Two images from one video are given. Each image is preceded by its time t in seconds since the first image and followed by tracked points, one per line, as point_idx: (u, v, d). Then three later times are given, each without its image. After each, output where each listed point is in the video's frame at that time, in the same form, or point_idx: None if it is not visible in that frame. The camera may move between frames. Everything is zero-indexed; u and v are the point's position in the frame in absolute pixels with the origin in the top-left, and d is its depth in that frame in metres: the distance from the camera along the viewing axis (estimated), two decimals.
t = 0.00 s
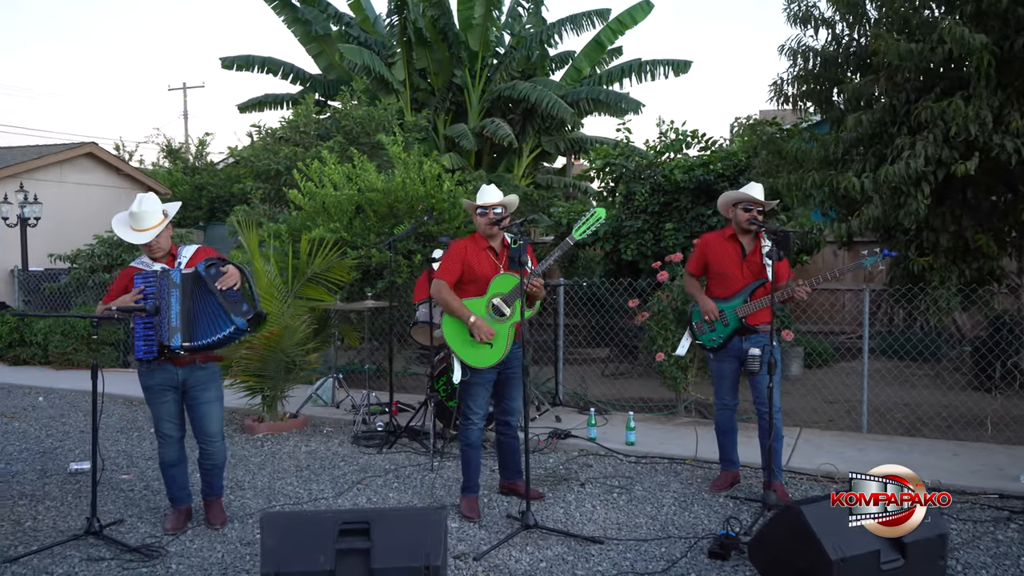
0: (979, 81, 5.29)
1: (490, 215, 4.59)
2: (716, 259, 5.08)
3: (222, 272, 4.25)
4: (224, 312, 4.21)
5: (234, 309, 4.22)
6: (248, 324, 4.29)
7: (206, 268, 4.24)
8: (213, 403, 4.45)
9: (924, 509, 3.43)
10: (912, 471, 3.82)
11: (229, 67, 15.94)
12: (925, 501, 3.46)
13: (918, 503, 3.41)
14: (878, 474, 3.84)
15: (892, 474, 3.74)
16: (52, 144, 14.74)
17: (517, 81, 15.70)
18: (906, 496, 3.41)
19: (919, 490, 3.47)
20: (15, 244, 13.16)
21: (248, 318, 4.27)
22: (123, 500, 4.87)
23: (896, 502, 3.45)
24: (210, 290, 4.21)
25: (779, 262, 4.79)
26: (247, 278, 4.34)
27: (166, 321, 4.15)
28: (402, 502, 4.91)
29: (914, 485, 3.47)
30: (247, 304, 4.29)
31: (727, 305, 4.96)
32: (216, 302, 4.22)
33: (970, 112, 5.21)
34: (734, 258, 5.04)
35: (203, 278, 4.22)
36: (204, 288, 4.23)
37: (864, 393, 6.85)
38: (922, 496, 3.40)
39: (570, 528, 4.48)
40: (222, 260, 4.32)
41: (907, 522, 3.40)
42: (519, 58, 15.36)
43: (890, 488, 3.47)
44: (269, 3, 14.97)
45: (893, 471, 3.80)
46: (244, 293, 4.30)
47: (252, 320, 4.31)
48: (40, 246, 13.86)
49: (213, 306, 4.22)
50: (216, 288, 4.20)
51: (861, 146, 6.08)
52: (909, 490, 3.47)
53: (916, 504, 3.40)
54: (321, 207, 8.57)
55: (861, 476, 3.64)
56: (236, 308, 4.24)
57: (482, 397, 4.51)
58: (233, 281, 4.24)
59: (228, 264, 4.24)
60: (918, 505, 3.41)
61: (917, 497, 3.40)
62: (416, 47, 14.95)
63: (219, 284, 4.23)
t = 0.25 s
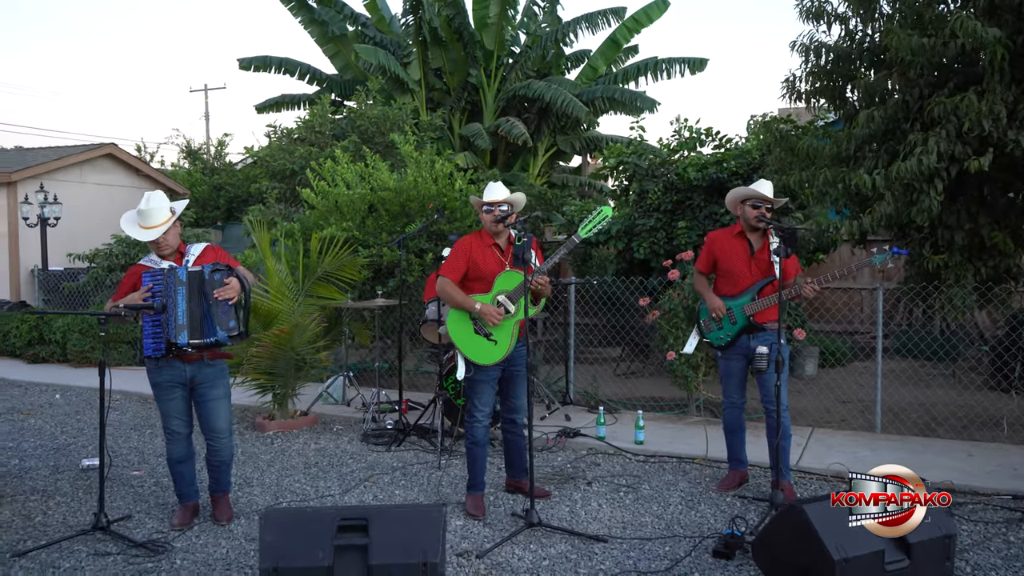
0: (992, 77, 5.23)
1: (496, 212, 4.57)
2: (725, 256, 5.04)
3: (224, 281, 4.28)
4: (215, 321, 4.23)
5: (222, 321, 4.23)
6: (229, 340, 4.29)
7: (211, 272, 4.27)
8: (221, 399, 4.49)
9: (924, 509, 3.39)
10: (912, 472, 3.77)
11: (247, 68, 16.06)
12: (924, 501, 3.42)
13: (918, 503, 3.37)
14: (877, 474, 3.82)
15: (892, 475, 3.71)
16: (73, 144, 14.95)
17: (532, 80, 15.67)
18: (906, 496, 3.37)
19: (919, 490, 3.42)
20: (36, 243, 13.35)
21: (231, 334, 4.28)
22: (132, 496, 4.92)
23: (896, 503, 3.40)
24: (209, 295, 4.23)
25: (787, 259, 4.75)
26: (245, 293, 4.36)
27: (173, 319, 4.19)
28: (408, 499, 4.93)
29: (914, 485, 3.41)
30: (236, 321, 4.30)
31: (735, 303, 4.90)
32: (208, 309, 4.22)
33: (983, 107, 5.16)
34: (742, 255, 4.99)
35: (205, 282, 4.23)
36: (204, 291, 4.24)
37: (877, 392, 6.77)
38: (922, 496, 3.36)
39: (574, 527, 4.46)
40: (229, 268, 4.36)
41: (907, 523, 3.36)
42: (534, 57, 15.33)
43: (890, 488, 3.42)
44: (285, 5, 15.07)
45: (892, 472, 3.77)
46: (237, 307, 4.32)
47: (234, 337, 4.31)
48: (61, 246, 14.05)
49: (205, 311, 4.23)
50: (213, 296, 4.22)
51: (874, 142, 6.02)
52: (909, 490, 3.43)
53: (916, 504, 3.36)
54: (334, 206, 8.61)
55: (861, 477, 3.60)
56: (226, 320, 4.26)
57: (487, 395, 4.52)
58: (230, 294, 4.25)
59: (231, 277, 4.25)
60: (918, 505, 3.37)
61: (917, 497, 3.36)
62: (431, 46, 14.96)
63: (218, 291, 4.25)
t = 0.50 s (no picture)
0: (1004, 71, 5.17)
1: (497, 209, 4.56)
2: (729, 253, 4.97)
3: (218, 284, 4.27)
4: (201, 323, 4.21)
5: (208, 325, 4.22)
6: (210, 343, 4.28)
7: (207, 273, 4.24)
8: (222, 396, 4.47)
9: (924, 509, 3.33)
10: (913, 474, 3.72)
11: (259, 68, 16.12)
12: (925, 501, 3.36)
13: (918, 503, 3.31)
14: (877, 474, 3.79)
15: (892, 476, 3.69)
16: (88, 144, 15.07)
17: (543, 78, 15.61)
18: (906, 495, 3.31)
19: (919, 490, 3.36)
20: (50, 242, 13.48)
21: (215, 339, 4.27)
22: (134, 493, 4.94)
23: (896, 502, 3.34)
24: (201, 295, 4.21)
25: (792, 255, 4.68)
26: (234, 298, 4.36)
27: (169, 317, 4.19)
28: (409, 498, 4.90)
29: (914, 486, 3.35)
30: (221, 325, 4.30)
31: (739, 301, 4.84)
32: (198, 310, 4.19)
33: (994, 102, 5.08)
34: (746, 252, 4.93)
35: (199, 282, 4.20)
36: (196, 289, 4.21)
37: (888, 392, 6.67)
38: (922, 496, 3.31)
39: (574, 527, 4.42)
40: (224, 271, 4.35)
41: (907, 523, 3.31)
42: (545, 55, 15.27)
43: (890, 489, 3.36)
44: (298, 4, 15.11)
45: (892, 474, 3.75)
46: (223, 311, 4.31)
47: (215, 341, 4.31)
48: (75, 245, 14.18)
49: (195, 311, 4.19)
50: (205, 297, 4.21)
51: (883, 138, 5.95)
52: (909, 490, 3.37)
53: (916, 504, 3.31)
54: (342, 204, 8.62)
55: (859, 476, 3.58)
56: (211, 323, 4.24)
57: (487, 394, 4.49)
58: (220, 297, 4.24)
59: (225, 282, 4.25)
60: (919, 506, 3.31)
61: (917, 497, 3.29)
62: (442, 45, 14.93)
63: (210, 292, 4.23)
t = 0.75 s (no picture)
0: (1011, 65, 5.08)
1: (492, 205, 4.45)
2: (729, 251, 4.87)
3: (212, 285, 4.21)
4: (192, 324, 4.16)
5: (200, 325, 4.16)
6: (200, 344, 4.21)
7: (201, 273, 4.19)
8: (213, 395, 4.37)
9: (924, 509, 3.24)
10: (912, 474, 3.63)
11: (264, 65, 16.08)
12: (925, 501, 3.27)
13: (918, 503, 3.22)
14: (876, 474, 3.69)
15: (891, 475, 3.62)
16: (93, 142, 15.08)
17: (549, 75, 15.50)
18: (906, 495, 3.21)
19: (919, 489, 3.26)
20: (54, 240, 13.49)
21: (206, 340, 4.21)
22: (124, 492, 4.90)
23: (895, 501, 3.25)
24: (194, 295, 4.16)
25: (792, 254, 4.59)
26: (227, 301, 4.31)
27: (159, 316, 4.13)
28: (402, 499, 4.83)
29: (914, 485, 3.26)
30: (213, 327, 4.23)
31: (738, 301, 4.74)
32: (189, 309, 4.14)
33: (1001, 96, 4.97)
34: (746, 250, 4.82)
35: (193, 282, 4.16)
36: (190, 289, 4.17)
37: (893, 392, 6.55)
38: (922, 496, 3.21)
39: (568, 529, 4.33)
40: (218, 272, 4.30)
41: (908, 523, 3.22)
42: (551, 52, 15.17)
43: (890, 488, 3.27)
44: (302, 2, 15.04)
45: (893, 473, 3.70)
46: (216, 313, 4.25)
47: (207, 342, 4.25)
48: (79, 242, 14.20)
49: (187, 310, 4.15)
50: (198, 297, 4.16)
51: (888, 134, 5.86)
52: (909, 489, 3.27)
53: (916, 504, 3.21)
54: (342, 201, 8.56)
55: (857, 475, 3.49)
56: (203, 324, 4.18)
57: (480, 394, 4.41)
58: (214, 299, 4.19)
59: (219, 285, 4.20)
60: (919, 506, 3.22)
61: (917, 497, 3.20)
62: (447, 42, 14.82)
63: (204, 293, 4.18)
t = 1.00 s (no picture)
0: (1010, 61, 4.97)
1: (478, 205, 4.37)
2: (721, 251, 4.74)
3: (199, 286, 4.10)
4: (175, 324, 4.04)
5: (182, 325, 4.04)
6: (182, 345, 4.09)
7: (189, 273, 4.10)
8: (197, 400, 4.27)
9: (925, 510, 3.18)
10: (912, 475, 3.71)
11: (261, 63, 15.99)
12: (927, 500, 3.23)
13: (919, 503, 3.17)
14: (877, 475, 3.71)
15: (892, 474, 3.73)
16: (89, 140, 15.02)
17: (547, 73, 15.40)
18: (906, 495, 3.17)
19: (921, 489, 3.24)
20: (48, 238, 13.44)
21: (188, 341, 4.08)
22: (106, 496, 4.83)
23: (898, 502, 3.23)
24: (179, 295, 4.05)
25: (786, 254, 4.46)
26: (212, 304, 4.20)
27: (142, 314, 4.03)
28: (387, 503, 4.75)
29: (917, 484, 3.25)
30: (196, 328, 4.11)
31: (732, 302, 4.61)
32: (173, 308, 4.04)
33: (1000, 93, 4.88)
34: (740, 250, 4.69)
35: (180, 281, 4.06)
36: (176, 288, 4.06)
37: (890, 394, 6.44)
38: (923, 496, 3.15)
39: (555, 536, 4.24)
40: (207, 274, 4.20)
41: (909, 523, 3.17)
42: (549, 50, 15.06)
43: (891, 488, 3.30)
44: None
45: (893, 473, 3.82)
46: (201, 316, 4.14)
47: (189, 343, 4.12)
48: (74, 241, 14.13)
49: (170, 309, 4.04)
50: (183, 297, 4.05)
51: (885, 132, 5.78)
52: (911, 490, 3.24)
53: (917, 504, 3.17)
54: (335, 200, 8.48)
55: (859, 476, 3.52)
56: (185, 325, 4.06)
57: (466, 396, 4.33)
58: (199, 301, 4.07)
59: (206, 286, 4.10)
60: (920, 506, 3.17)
61: (918, 496, 3.15)
62: (445, 40, 14.70)
63: (189, 293, 4.07)
